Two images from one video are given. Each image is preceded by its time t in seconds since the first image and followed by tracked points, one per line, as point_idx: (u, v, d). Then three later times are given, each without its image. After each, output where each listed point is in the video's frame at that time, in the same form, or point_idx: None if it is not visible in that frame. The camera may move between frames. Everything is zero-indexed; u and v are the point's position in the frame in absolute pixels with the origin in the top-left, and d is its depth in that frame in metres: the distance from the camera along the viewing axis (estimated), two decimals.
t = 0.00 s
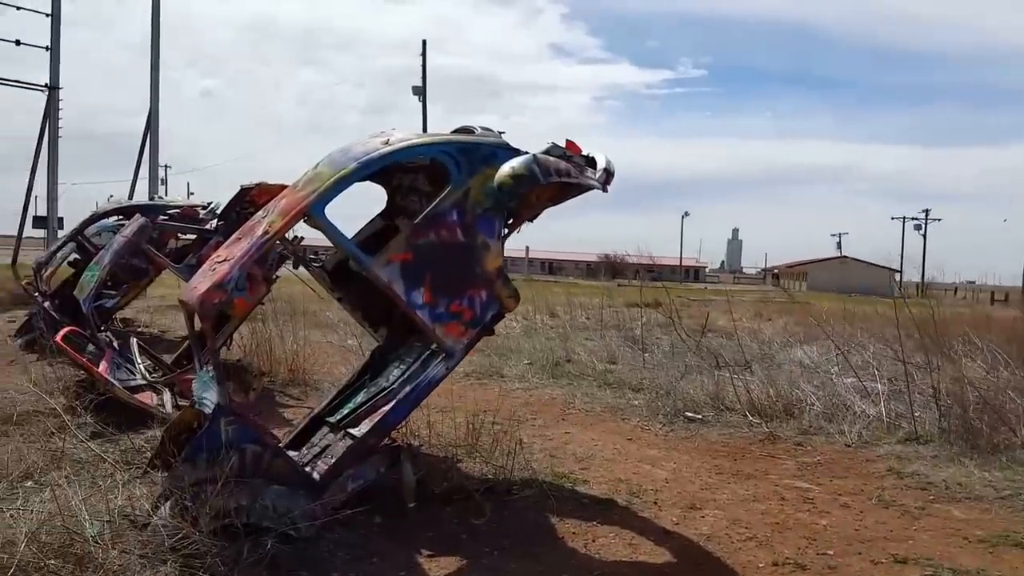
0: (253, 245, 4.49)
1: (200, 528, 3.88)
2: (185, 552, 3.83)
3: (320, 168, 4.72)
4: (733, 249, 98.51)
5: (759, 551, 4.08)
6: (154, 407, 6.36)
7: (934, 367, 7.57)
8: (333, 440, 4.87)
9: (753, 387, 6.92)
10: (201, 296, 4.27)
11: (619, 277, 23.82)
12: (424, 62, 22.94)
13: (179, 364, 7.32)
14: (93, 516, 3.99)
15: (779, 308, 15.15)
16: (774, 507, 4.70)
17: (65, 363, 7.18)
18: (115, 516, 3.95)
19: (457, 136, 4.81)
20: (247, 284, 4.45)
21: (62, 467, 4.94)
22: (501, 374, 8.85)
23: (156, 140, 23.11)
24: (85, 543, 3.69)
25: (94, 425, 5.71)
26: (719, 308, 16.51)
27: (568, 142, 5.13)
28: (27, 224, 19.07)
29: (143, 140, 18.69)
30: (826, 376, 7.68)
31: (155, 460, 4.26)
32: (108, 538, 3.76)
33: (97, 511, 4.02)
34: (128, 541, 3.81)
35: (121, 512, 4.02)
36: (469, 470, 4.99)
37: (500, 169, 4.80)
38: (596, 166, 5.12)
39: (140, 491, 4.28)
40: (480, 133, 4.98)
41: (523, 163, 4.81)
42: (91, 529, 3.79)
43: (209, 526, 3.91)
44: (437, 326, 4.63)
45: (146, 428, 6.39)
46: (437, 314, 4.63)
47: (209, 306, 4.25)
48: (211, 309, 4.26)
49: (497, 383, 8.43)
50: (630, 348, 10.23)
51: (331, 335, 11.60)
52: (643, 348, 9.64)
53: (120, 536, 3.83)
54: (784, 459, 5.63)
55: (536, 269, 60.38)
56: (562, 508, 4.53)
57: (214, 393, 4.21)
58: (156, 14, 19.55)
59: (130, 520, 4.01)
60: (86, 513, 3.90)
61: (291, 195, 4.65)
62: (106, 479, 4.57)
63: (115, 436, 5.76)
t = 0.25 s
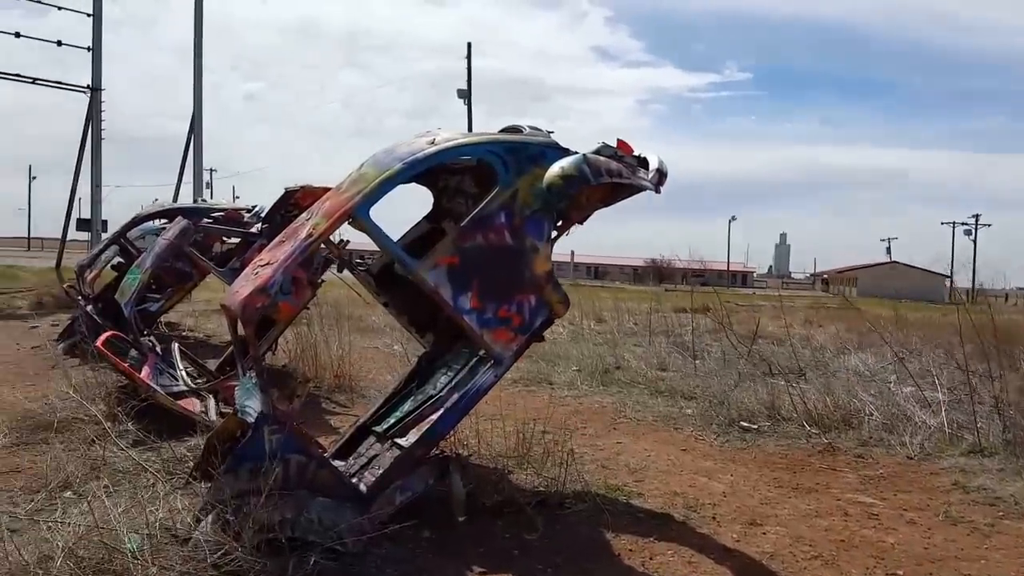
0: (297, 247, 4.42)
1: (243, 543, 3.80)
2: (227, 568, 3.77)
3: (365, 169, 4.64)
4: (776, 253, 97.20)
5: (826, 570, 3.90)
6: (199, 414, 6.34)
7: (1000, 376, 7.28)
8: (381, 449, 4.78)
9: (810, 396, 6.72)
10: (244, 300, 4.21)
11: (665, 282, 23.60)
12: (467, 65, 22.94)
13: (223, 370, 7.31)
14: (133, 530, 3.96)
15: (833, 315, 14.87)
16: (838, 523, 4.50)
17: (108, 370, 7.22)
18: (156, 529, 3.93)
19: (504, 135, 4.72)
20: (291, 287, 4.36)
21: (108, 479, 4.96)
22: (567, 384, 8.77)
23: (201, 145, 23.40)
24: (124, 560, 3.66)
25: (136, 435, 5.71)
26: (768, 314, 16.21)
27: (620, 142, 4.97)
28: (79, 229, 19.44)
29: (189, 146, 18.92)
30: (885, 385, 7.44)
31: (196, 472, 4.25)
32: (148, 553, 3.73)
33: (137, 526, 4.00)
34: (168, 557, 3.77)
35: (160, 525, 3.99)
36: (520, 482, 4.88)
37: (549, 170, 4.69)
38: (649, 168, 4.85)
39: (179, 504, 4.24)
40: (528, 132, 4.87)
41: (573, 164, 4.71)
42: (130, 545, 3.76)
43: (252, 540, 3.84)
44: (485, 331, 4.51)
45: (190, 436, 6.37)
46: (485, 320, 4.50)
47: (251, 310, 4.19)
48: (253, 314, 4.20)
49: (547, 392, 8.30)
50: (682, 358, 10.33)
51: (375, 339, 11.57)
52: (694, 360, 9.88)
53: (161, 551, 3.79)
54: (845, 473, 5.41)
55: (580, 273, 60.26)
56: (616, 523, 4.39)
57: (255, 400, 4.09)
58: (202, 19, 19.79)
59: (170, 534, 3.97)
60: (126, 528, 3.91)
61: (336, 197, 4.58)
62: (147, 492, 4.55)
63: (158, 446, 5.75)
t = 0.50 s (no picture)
0: (353, 258, 4.34)
1: (304, 557, 3.73)
2: None
3: (418, 178, 4.54)
4: (844, 255, 94.80)
5: None
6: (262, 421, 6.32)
7: None
8: (437, 462, 4.66)
9: (891, 409, 6.42)
10: (300, 312, 4.14)
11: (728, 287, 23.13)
12: (524, 70, 22.87)
13: (285, 379, 7.31)
14: (196, 542, 3.93)
15: (905, 320, 14.32)
16: (927, 550, 4.21)
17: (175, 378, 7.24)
18: (218, 542, 3.89)
19: (557, 141, 4.58)
20: (349, 296, 4.28)
21: (170, 484, 4.91)
22: (632, 395, 8.67)
23: (266, 155, 23.80)
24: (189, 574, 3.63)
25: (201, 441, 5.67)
26: (836, 319, 15.71)
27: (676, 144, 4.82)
28: (149, 240, 19.94)
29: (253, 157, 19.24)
30: (966, 396, 7.05)
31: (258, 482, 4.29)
32: (211, 567, 3.69)
33: (200, 537, 3.97)
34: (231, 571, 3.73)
35: (223, 537, 3.94)
36: (581, 499, 4.72)
37: (602, 174, 4.53)
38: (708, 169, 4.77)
39: (242, 513, 4.19)
40: (580, 137, 4.72)
41: (628, 168, 4.55)
42: (195, 558, 3.73)
43: (313, 555, 3.75)
44: (539, 342, 4.36)
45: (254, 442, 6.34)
46: (539, 330, 4.36)
47: (308, 322, 4.11)
48: (309, 326, 4.12)
49: (609, 405, 8.12)
50: (746, 364, 10.17)
51: (434, 347, 11.53)
52: (759, 367, 9.76)
53: (224, 565, 3.75)
54: (935, 494, 5.09)
55: (639, 277, 59.62)
56: (684, 546, 4.19)
57: (312, 412, 4.00)
58: (265, 31, 20.11)
59: (231, 546, 3.92)
60: (189, 540, 3.88)
61: (389, 207, 4.48)
62: (211, 499, 4.51)
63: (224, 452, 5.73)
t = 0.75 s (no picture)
0: (419, 276, 4.25)
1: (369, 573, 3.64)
2: None
3: (486, 194, 4.43)
4: (932, 260, 91.25)
5: None
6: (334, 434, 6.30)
7: None
8: (506, 480, 4.54)
9: (984, 424, 6.03)
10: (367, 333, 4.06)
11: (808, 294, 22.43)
12: (597, 78, 22.71)
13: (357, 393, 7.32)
14: (262, 559, 3.92)
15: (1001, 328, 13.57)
16: None
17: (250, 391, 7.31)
18: (284, 558, 3.86)
19: (631, 153, 4.41)
20: (419, 311, 4.21)
21: (242, 499, 4.91)
22: (711, 409, 8.42)
23: (343, 169, 24.23)
24: None
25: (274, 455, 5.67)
26: (926, 327, 15.01)
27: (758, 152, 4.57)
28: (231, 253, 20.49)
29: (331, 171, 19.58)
30: None
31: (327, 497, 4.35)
32: None
33: (266, 554, 3.95)
34: None
35: (289, 553, 3.91)
36: (655, 520, 4.53)
37: (679, 187, 4.34)
38: (793, 179, 4.50)
39: (310, 531, 4.15)
40: (656, 147, 4.54)
41: (705, 179, 4.35)
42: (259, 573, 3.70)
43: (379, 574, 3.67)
44: (611, 361, 4.20)
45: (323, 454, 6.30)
46: (611, 349, 4.20)
47: (375, 343, 4.03)
48: (377, 346, 4.04)
49: (685, 420, 7.88)
50: (830, 375, 9.79)
51: (506, 358, 11.44)
52: (844, 378, 9.42)
53: None
54: None
55: (715, 284, 58.51)
56: (765, 570, 3.96)
57: (381, 430, 3.94)
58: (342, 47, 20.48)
59: (297, 563, 3.88)
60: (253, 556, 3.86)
61: (456, 224, 4.38)
62: (280, 514, 4.50)
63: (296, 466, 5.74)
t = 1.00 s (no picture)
0: (470, 286, 4.12)
1: None
2: None
3: (538, 202, 4.31)
4: (1005, 262, 88.06)
5: None
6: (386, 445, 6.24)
7: None
8: (559, 496, 4.40)
9: None
10: (416, 345, 3.97)
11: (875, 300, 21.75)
12: (654, 83, 22.49)
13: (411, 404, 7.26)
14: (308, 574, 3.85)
15: None
16: None
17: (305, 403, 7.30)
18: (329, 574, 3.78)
19: (688, 155, 4.24)
20: (473, 320, 4.10)
21: (293, 514, 4.85)
22: (773, 421, 8.14)
23: (401, 180, 24.44)
24: None
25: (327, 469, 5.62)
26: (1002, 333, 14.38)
27: (822, 151, 4.34)
28: (291, 266, 20.78)
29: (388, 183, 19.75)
30: None
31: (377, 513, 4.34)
32: None
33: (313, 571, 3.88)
34: None
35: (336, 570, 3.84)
36: (716, 539, 4.34)
37: (739, 189, 4.16)
38: (859, 179, 4.26)
39: (358, 548, 4.09)
40: (714, 150, 4.36)
41: (767, 180, 4.16)
42: None
43: None
44: (668, 372, 4.03)
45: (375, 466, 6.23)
46: (668, 360, 4.03)
47: (425, 356, 3.94)
48: (426, 359, 3.95)
49: (747, 432, 7.63)
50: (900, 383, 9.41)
51: (562, 367, 11.31)
52: (915, 384, 9.04)
53: None
54: None
55: (777, 289, 57.39)
56: None
57: (431, 445, 3.85)
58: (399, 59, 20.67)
59: None
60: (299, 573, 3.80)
61: (508, 232, 4.26)
62: (330, 529, 4.45)
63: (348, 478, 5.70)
